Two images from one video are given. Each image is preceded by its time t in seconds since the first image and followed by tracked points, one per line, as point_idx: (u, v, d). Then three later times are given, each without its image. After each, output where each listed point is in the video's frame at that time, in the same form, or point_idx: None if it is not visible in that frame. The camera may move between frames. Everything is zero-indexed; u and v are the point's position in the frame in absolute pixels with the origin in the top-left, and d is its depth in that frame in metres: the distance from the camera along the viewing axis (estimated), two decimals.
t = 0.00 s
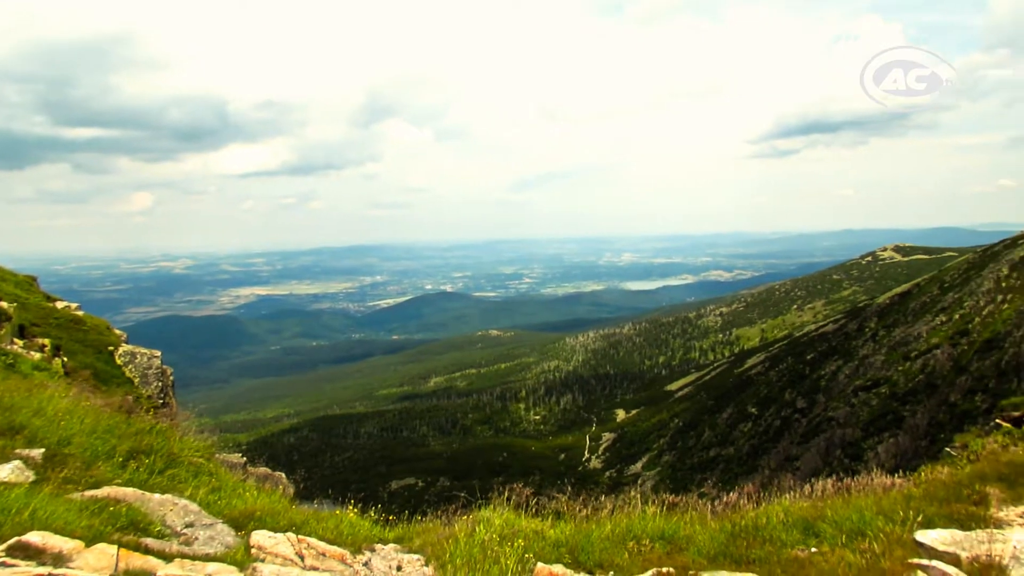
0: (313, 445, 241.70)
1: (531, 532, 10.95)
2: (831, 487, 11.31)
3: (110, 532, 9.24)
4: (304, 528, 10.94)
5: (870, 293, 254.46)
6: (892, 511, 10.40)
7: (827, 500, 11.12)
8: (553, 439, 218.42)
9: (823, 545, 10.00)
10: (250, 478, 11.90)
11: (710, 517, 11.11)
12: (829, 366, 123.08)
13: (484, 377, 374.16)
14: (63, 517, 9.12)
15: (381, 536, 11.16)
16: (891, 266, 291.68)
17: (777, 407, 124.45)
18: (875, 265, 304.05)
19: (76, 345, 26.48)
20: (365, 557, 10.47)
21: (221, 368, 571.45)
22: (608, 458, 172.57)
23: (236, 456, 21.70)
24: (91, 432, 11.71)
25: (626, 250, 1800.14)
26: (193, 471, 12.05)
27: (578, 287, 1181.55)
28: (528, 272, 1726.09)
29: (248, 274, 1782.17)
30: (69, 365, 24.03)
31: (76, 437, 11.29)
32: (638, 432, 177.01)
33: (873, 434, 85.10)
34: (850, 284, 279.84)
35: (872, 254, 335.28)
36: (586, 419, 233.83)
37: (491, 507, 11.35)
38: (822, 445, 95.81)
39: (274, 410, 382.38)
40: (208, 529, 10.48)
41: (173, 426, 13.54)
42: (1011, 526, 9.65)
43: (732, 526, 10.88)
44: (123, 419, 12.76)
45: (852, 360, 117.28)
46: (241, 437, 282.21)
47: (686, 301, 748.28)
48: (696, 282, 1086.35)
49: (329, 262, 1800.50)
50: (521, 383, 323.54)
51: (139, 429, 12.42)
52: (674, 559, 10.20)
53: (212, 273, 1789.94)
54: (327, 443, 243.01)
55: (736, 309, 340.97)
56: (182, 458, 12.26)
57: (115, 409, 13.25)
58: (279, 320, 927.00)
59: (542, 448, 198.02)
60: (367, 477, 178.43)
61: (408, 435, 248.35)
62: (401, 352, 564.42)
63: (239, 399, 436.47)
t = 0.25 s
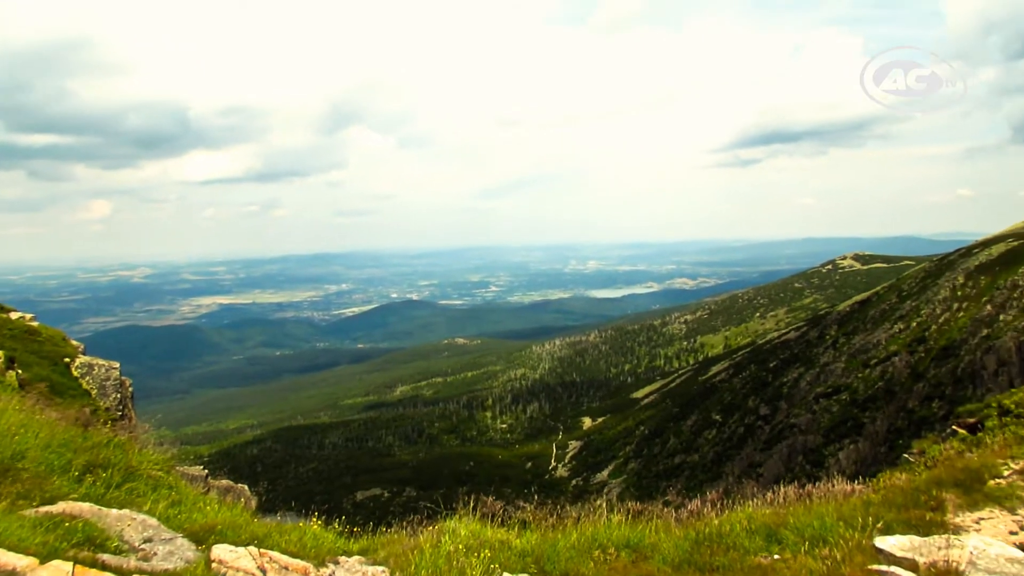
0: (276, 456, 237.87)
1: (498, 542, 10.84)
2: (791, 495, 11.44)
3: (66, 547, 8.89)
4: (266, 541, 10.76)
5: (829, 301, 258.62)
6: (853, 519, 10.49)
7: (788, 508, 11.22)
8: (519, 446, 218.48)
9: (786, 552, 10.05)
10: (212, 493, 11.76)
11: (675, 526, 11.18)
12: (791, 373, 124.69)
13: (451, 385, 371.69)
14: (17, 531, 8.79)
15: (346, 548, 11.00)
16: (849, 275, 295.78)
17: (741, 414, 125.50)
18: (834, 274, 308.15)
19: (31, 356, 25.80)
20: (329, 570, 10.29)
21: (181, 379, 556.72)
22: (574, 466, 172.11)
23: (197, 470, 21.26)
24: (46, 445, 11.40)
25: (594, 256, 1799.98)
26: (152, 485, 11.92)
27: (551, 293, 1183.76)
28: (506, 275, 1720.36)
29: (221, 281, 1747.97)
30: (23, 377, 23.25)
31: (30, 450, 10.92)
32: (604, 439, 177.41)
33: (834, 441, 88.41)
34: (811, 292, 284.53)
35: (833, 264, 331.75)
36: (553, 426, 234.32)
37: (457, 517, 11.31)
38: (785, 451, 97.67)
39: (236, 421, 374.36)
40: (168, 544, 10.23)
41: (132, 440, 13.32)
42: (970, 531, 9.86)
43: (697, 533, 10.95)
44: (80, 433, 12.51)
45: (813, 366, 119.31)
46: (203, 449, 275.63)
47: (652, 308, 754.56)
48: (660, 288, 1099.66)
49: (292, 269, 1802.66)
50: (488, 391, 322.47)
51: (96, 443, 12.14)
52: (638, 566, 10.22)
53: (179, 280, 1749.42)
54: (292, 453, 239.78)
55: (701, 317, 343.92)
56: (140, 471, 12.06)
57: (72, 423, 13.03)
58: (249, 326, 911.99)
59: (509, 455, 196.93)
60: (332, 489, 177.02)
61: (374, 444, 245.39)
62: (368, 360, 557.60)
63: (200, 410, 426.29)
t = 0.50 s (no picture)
0: (251, 457, 235.15)
1: (474, 542, 10.78)
2: (765, 493, 11.54)
3: (33, 552, 8.60)
4: (240, 543, 10.65)
5: (802, 300, 261.62)
6: (825, 514, 10.58)
7: (762, 505, 11.33)
8: (496, 446, 218.15)
9: (760, 549, 10.12)
10: (185, 496, 11.64)
11: (650, 523, 11.23)
12: (766, 372, 125.83)
13: (427, 386, 369.96)
14: None
15: (320, 549, 10.93)
16: (822, 274, 299.74)
17: (716, 413, 126.56)
18: (808, 273, 311.91)
19: None
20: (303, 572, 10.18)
21: (154, 381, 546.89)
22: (552, 465, 174.78)
23: (169, 473, 20.90)
24: (14, 450, 11.14)
25: (572, 257, 1799.59)
26: (123, 488, 11.78)
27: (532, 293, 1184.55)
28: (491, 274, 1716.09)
29: (200, 282, 1722.58)
30: None
31: None
32: (581, 439, 178.09)
33: (808, 439, 90.16)
34: (785, 291, 287.56)
35: (806, 263, 337.06)
36: (530, 427, 234.45)
37: (433, 518, 11.24)
38: (759, 450, 99.02)
39: (210, 424, 368.54)
40: (140, 547, 10.06)
41: (103, 442, 13.18)
42: (941, 526, 9.96)
43: (674, 531, 10.98)
44: (50, 437, 12.30)
45: (787, 365, 120.75)
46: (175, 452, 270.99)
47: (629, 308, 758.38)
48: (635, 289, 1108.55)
49: (274, 270, 1800.27)
50: (466, 391, 321.69)
51: (66, 447, 11.94)
52: (613, 564, 10.22)
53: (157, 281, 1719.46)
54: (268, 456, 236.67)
55: (676, 317, 345.90)
56: (112, 474, 11.91)
57: (41, 427, 12.75)
58: (227, 327, 899.78)
59: (487, 456, 196.83)
60: (308, 490, 175.64)
61: (351, 446, 242.91)
62: (346, 360, 552.12)
63: (174, 413, 418.98)
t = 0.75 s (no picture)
0: (237, 457, 233.56)
1: (461, 541, 10.77)
2: (750, 490, 11.57)
3: (12, 554, 8.48)
4: (224, 543, 10.51)
5: (787, 297, 263.25)
6: (810, 510, 10.64)
7: (746, 502, 11.38)
8: (483, 445, 217.98)
9: (745, 545, 10.17)
10: (169, 497, 11.55)
11: (637, 521, 11.23)
12: (752, 369, 126.57)
13: (414, 384, 368.90)
14: None
15: (305, 550, 10.84)
16: (806, 271, 301.68)
17: (702, 410, 127.41)
18: (793, 270, 313.61)
19: None
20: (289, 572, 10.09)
21: (138, 381, 540.63)
22: (539, 463, 174.91)
23: (156, 473, 20.82)
24: None
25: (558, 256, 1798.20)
26: (105, 488, 11.66)
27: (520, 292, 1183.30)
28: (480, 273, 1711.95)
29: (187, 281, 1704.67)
30: None
31: None
32: (568, 437, 178.61)
33: (793, 435, 91.25)
34: (771, 288, 289.12)
35: (792, 260, 340.48)
36: (517, 425, 234.45)
37: (420, 516, 11.22)
38: (745, 447, 99.99)
39: (195, 423, 364.94)
40: (122, 548, 9.92)
41: (85, 443, 13.06)
42: (923, 520, 10.07)
43: (659, 528, 11.02)
44: (31, 438, 12.13)
45: (772, 362, 121.68)
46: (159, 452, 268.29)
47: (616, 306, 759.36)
48: (622, 287, 1110.81)
49: (262, 269, 1787.44)
50: (453, 390, 321.05)
51: (47, 447, 11.81)
52: (600, 562, 10.21)
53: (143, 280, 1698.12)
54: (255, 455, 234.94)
55: (663, 314, 346.90)
56: (93, 475, 11.80)
57: (21, 428, 12.55)
58: (214, 326, 890.71)
59: (474, 454, 196.91)
60: (294, 490, 175.04)
61: (337, 445, 241.80)
62: (332, 360, 548.45)
63: (157, 413, 414.46)
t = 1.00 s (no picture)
0: (221, 460, 231.51)
1: (446, 542, 10.77)
2: (734, 488, 11.63)
3: None
4: (207, 547, 10.43)
5: (771, 297, 265.24)
6: (793, 510, 10.71)
7: (731, 501, 11.42)
8: (469, 446, 217.71)
9: (730, 544, 10.21)
10: (151, 500, 11.44)
11: (622, 521, 11.25)
12: (736, 368, 127.43)
13: (400, 385, 367.65)
14: None
15: (290, 553, 10.80)
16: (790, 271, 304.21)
17: (688, 409, 128.16)
18: (777, 271, 315.93)
19: None
20: None
21: (121, 383, 533.70)
22: (525, 464, 174.96)
23: (137, 476, 20.77)
24: None
25: (545, 256, 1798.00)
26: (87, 492, 11.55)
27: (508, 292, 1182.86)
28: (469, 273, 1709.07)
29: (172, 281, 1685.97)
30: None
31: None
32: (555, 437, 179.08)
33: (778, 434, 91.78)
34: (755, 288, 291.06)
35: (776, 260, 343.54)
36: (504, 425, 234.50)
37: (405, 518, 11.20)
38: (730, 446, 100.72)
39: (179, 425, 361.05)
40: (104, 553, 9.82)
41: (66, 446, 12.90)
42: (904, 517, 10.20)
43: (645, 528, 11.04)
44: (10, 441, 11.95)
45: (757, 362, 122.54)
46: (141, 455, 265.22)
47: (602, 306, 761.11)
48: (608, 287, 1113.78)
49: (250, 269, 1774.78)
50: (439, 391, 320.44)
51: (27, 450, 11.65)
52: (584, 562, 10.23)
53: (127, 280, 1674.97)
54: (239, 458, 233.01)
55: (649, 314, 348.31)
56: (74, 479, 11.65)
57: None
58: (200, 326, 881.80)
59: (461, 455, 196.84)
60: (279, 492, 173.81)
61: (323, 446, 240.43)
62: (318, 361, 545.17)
63: (140, 416, 409.38)
